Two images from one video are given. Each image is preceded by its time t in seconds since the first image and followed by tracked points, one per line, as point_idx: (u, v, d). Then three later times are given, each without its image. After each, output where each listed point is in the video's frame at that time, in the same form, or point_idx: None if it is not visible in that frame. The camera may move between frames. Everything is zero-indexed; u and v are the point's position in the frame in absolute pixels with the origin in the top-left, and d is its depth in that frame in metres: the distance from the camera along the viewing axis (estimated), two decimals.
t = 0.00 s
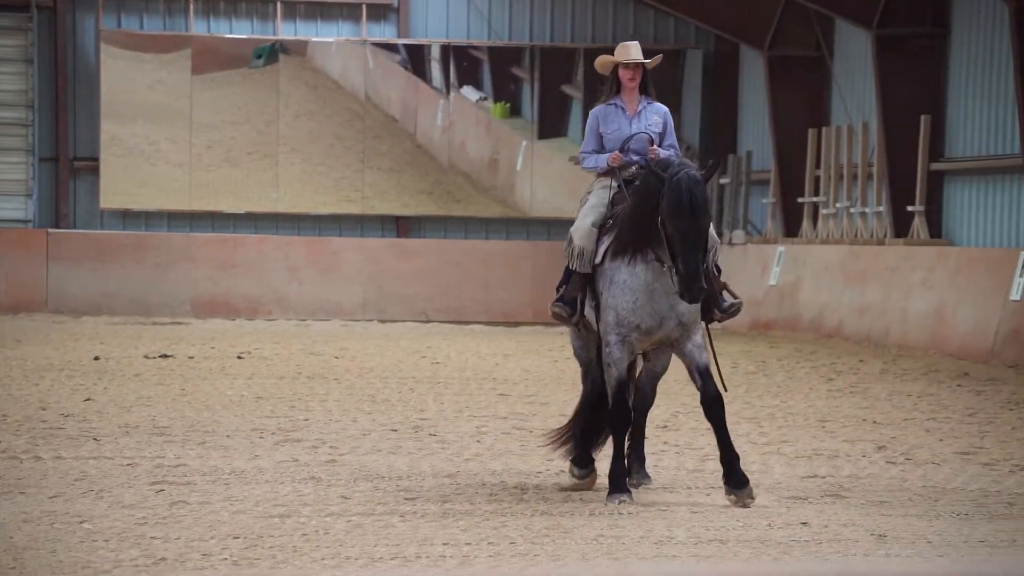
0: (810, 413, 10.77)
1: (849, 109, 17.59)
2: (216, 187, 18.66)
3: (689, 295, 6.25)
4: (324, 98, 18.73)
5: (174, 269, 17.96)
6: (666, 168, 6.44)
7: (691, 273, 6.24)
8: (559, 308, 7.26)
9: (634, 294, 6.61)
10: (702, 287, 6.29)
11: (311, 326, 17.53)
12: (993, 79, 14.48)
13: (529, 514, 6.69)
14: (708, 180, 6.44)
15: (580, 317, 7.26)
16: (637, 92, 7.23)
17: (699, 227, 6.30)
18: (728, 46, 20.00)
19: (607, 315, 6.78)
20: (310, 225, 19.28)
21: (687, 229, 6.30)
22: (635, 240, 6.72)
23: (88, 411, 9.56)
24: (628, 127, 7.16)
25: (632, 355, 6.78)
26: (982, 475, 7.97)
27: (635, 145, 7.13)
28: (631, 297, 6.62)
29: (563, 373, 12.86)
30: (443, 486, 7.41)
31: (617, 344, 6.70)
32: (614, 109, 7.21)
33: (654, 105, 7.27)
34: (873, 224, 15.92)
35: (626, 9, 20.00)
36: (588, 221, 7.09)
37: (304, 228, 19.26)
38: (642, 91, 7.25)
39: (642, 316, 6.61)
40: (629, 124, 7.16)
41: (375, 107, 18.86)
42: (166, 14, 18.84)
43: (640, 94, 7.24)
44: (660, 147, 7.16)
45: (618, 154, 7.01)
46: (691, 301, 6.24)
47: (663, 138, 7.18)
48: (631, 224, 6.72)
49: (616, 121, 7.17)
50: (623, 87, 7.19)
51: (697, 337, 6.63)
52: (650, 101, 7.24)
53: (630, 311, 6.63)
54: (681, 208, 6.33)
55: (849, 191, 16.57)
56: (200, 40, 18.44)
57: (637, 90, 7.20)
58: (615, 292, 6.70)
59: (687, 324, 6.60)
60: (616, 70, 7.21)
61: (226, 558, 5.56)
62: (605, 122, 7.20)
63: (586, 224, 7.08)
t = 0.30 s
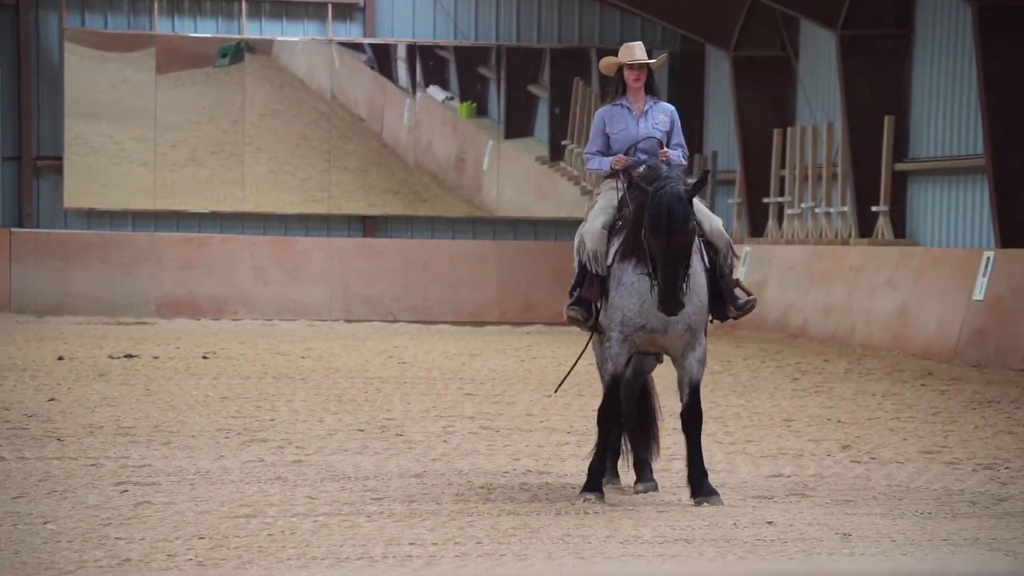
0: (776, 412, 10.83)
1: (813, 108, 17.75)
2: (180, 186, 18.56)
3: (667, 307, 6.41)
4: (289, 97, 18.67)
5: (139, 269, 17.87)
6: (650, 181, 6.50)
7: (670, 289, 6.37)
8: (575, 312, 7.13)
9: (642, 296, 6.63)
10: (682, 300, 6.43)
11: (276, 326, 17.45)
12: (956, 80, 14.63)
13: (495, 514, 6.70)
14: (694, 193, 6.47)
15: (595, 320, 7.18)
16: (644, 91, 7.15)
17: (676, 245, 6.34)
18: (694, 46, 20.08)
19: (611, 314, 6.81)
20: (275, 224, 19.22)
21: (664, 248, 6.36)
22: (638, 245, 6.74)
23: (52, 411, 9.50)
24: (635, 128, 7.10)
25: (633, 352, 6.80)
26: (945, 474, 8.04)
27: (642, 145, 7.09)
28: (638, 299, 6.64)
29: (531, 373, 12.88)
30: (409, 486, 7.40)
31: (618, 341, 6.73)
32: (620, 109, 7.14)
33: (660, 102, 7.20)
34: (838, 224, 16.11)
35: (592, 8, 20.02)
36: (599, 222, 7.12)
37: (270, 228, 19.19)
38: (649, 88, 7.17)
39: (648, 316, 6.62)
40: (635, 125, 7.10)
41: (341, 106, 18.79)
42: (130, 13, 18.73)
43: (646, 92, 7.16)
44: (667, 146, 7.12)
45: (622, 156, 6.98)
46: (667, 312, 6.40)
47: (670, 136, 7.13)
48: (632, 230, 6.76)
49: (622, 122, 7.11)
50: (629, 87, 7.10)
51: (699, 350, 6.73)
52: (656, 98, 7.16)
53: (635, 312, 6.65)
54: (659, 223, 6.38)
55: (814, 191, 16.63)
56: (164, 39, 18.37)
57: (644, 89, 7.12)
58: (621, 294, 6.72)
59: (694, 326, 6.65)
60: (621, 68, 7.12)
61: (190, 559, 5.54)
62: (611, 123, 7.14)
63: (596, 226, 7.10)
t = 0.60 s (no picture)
0: (765, 412, 10.85)
1: (803, 109, 17.79)
2: (169, 186, 18.54)
3: (678, 296, 6.44)
4: (278, 97, 18.65)
5: (128, 268, 17.85)
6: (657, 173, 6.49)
7: (682, 279, 6.39)
8: (586, 319, 7.16)
9: (650, 299, 6.67)
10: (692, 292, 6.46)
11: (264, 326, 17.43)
12: (944, 81, 14.67)
13: (485, 514, 6.70)
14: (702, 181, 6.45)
15: (608, 326, 7.17)
16: (668, 94, 7.10)
17: (688, 233, 6.35)
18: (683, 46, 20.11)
19: (626, 318, 6.85)
20: (265, 224, 19.19)
21: (677, 236, 6.35)
22: (648, 245, 6.78)
23: (41, 411, 9.48)
24: (657, 131, 7.06)
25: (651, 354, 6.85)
26: (934, 474, 8.06)
27: (662, 150, 7.06)
28: (647, 302, 6.68)
29: (521, 373, 12.88)
30: (399, 486, 7.40)
31: (638, 341, 6.78)
32: (644, 111, 7.08)
33: (683, 107, 7.17)
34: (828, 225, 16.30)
35: (581, 8, 19.99)
36: (607, 229, 7.09)
37: (259, 228, 19.17)
38: (673, 92, 7.12)
39: (660, 318, 6.67)
40: (658, 129, 7.06)
41: (331, 106, 18.78)
42: (119, 12, 18.69)
43: (670, 97, 7.11)
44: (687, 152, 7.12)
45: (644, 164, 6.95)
46: (680, 301, 6.43)
47: (690, 143, 7.12)
48: (641, 228, 6.82)
49: (645, 124, 7.06)
50: (654, 90, 7.06)
51: (709, 352, 6.76)
52: (679, 104, 7.13)
53: (647, 314, 6.69)
54: (669, 212, 6.37)
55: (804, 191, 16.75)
56: (153, 38, 18.33)
57: (668, 93, 7.07)
58: (633, 297, 6.76)
59: (704, 327, 6.69)
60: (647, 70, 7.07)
61: (179, 559, 5.53)
62: (634, 124, 7.08)
63: (604, 233, 7.07)
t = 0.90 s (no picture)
0: (748, 412, 10.87)
1: (785, 110, 17.85)
2: (152, 185, 18.49)
3: (677, 269, 6.34)
4: (262, 96, 18.62)
5: (111, 268, 17.80)
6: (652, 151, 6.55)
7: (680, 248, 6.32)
8: (570, 305, 7.33)
9: (633, 291, 6.72)
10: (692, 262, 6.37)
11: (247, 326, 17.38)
12: (927, 80, 14.74)
13: (468, 514, 6.71)
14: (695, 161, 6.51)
15: (591, 314, 7.33)
16: (672, 90, 7.06)
17: (684, 204, 6.38)
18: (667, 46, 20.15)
19: (612, 311, 6.90)
20: (248, 223, 19.15)
21: (674, 206, 6.37)
22: (634, 236, 6.82)
23: (23, 411, 9.45)
24: (658, 126, 7.03)
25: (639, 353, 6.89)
26: (917, 474, 8.09)
27: (662, 144, 7.00)
28: (631, 294, 6.74)
29: (505, 373, 12.89)
30: (382, 486, 7.40)
31: (623, 343, 6.82)
32: (645, 107, 7.07)
33: (687, 103, 7.10)
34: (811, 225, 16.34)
35: (565, 8, 20.01)
36: (598, 222, 7.18)
37: (242, 228, 19.12)
38: (677, 88, 7.08)
39: (642, 311, 6.71)
40: (658, 123, 7.02)
41: (314, 106, 18.75)
42: (101, 12, 18.63)
43: (673, 93, 7.07)
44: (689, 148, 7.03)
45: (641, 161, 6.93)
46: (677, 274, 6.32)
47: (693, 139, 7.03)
48: (632, 217, 6.85)
49: (645, 119, 7.05)
50: (656, 86, 7.02)
51: (693, 348, 6.76)
52: (682, 100, 7.07)
53: (630, 306, 6.73)
54: (664, 185, 6.40)
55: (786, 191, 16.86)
56: (136, 37, 18.28)
57: (671, 89, 7.03)
58: (618, 289, 6.81)
59: (687, 322, 6.70)
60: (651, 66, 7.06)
61: (162, 559, 5.52)
62: (634, 118, 7.08)
63: (595, 225, 7.16)
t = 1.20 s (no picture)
0: (743, 412, 10.86)
1: (780, 109, 17.89)
2: (145, 184, 18.47)
3: (675, 261, 6.28)
4: (256, 96, 18.62)
5: (106, 267, 17.78)
6: (651, 145, 6.52)
7: (677, 241, 6.29)
8: (555, 300, 7.43)
9: (627, 289, 6.73)
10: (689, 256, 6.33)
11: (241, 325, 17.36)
12: (922, 80, 14.75)
13: (463, 514, 6.70)
14: (694, 155, 6.47)
15: (576, 310, 7.44)
16: (674, 90, 7.07)
17: (684, 196, 6.34)
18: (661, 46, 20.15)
19: (608, 310, 6.90)
20: (242, 223, 19.13)
21: (674, 198, 6.33)
22: (630, 233, 6.81)
23: (17, 411, 9.42)
24: (661, 125, 7.04)
25: (634, 354, 6.90)
26: (911, 474, 8.10)
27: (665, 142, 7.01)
28: (625, 292, 6.74)
29: (499, 373, 12.86)
30: (377, 486, 7.39)
31: (618, 343, 6.84)
32: (648, 108, 7.08)
33: (690, 102, 7.11)
34: (805, 224, 16.37)
35: (559, 7, 20.00)
36: (595, 219, 7.20)
37: (237, 227, 19.10)
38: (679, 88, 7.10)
39: (637, 311, 6.71)
40: (661, 122, 7.03)
41: (308, 106, 18.77)
42: (95, 11, 18.62)
43: (676, 92, 7.07)
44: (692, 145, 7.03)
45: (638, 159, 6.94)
46: (675, 267, 6.28)
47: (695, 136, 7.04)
48: (629, 214, 6.84)
49: (648, 119, 7.06)
50: (658, 86, 7.03)
51: (687, 348, 6.77)
52: (686, 98, 7.07)
53: (626, 306, 6.74)
54: (663, 179, 6.36)
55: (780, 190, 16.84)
56: (130, 37, 18.26)
57: (673, 88, 7.04)
58: (614, 289, 6.82)
59: (682, 321, 6.71)
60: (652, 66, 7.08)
61: (156, 559, 5.51)
62: (637, 119, 7.09)
63: (592, 223, 7.18)
